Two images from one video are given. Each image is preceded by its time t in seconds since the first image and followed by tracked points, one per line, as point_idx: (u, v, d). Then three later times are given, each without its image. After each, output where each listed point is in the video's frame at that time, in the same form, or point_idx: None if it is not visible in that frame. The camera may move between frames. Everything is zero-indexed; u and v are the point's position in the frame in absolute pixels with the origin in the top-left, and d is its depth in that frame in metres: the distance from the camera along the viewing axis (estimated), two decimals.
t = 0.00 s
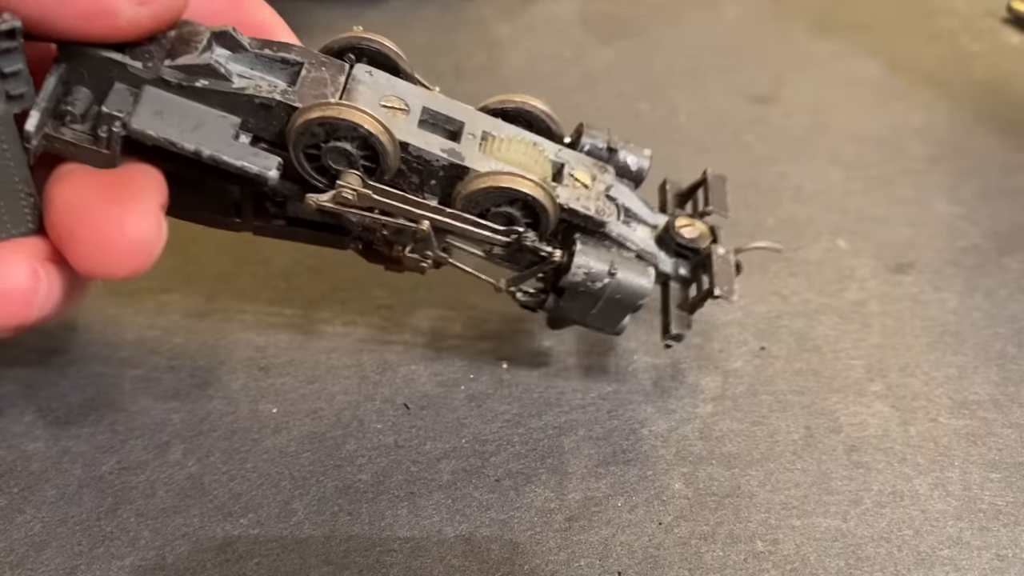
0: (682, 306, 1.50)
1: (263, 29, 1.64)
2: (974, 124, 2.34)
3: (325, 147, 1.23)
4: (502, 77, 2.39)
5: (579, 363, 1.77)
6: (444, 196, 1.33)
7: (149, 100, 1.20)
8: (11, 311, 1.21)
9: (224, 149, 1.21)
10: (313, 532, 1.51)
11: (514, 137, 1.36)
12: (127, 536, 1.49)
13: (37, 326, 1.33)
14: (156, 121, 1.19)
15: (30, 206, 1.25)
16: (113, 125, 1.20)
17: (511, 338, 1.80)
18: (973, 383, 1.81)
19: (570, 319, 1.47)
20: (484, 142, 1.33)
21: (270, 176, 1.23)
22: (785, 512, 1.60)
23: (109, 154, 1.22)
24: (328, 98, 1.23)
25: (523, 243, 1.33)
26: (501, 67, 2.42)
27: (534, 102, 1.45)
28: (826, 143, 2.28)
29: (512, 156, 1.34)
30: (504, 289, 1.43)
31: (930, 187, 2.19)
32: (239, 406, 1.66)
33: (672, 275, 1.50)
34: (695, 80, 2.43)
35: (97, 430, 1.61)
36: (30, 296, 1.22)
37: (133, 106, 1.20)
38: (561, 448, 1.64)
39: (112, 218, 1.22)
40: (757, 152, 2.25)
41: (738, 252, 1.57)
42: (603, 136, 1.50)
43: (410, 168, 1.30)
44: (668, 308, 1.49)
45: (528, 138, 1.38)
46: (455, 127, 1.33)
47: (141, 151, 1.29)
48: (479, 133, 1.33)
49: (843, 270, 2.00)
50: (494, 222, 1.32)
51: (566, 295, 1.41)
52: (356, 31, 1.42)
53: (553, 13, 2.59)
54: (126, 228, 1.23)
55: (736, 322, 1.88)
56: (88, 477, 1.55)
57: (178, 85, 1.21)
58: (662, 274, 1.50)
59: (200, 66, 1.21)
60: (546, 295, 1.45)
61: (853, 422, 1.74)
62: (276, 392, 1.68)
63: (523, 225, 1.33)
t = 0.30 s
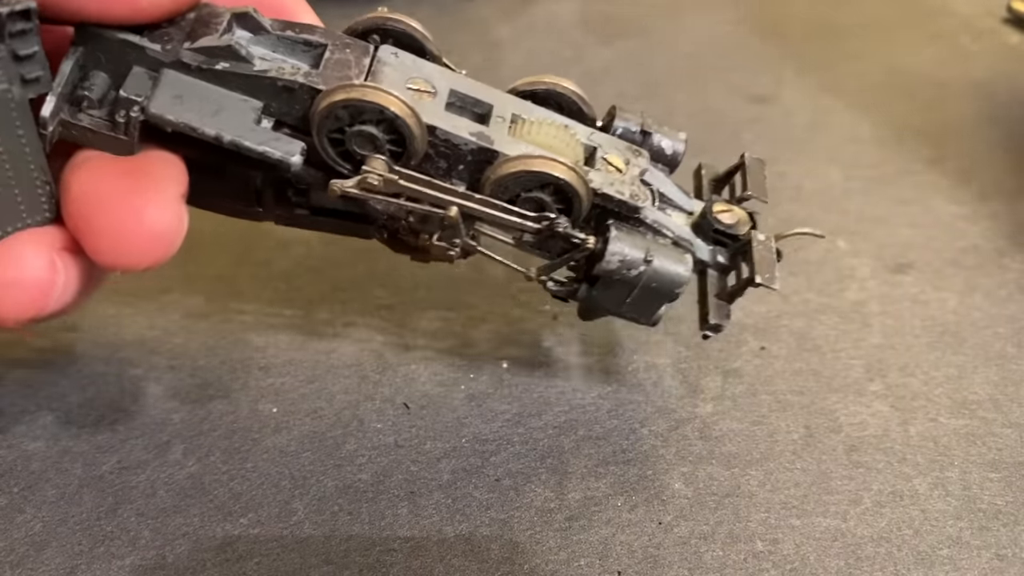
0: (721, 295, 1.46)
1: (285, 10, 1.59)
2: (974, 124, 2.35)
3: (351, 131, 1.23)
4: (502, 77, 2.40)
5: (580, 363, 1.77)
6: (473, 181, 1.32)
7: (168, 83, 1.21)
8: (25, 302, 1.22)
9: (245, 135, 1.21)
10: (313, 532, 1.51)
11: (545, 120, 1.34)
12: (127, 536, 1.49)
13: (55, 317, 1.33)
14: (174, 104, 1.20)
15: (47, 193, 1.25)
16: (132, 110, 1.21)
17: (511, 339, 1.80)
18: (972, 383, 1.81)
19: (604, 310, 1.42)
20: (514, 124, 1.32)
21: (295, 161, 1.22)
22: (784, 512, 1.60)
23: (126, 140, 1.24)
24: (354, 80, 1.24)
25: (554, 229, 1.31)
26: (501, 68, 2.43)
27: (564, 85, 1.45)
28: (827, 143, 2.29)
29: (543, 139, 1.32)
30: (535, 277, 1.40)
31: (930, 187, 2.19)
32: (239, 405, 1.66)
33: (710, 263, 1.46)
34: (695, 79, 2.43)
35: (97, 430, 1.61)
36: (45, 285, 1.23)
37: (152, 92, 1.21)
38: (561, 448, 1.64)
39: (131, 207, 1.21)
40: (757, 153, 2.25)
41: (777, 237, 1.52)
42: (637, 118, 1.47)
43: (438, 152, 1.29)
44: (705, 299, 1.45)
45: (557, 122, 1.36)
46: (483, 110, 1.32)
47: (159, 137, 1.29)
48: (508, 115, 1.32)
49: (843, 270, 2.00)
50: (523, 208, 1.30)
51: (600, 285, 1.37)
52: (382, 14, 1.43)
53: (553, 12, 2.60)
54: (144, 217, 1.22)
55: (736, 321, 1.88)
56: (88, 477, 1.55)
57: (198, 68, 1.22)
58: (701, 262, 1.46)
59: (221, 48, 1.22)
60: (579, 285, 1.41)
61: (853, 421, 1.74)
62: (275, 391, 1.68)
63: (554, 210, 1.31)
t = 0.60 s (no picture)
0: (653, 319, 1.47)
1: (232, 33, 1.67)
2: (972, 124, 2.35)
3: (288, 157, 1.21)
4: (501, 77, 2.40)
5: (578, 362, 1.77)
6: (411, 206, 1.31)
7: (110, 106, 1.19)
8: None
9: (187, 158, 1.20)
10: (312, 531, 1.51)
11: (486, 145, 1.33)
12: (127, 535, 1.49)
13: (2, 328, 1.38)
14: (116, 127, 1.18)
15: None
16: (74, 132, 1.19)
17: (511, 337, 1.80)
18: (972, 383, 1.81)
19: (540, 332, 1.46)
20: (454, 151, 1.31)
21: (237, 185, 1.22)
22: (784, 510, 1.60)
23: (70, 161, 1.22)
24: (293, 107, 1.21)
25: (489, 256, 1.32)
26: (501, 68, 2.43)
27: (506, 111, 1.44)
28: (825, 143, 2.29)
29: (482, 166, 1.32)
30: (471, 300, 1.42)
31: (929, 186, 2.19)
32: (238, 406, 1.66)
33: (644, 288, 1.48)
34: (694, 80, 2.44)
35: (97, 429, 1.61)
36: None
37: (94, 114, 1.19)
38: (560, 447, 1.65)
39: (72, 227, 1.25)
40: (756, 153, 2.25)
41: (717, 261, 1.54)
42: (578, 144, 1.47)
43: (377, 177, 1.27)
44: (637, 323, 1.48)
45: (497, 148, 1.36)
46: (424, 136, 1.30)
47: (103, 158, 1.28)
48: (449, 142, 1.31)
49: (842, 270, 2.01)
50: (460, 234, 1.30)
51: (534, 308, 1.40)
52: (327, 38, 1.41)
53: (553, 12, 2.60)
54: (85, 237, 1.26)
55: (735, 321, 1.88)
56: (88, 476, 1.56)
57: (141, 92, 1.19)
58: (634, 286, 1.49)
59: (163, 73, 1.19)
60: (514, 307, 1.44)
61: (852, 420, 1.74)
62: (275, 392, 1.69)
63: (490, 237, 1.31)
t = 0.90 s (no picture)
0: (665, 330, 1.48)
1: (246, 41, 1.67)
2: (972, 125, 2.35)
3: (303, 166, 1.22)
4: (501, 77, 2.41)
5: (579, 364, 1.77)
6: (425, 215, 1.32)
7: (124, 114, 1.20)
8: None
9: (201, 166, 1.21)
10: (313, 532, 1.51)
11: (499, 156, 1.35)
12: (127, 536, 1.49)
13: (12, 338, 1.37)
14: (130, 136, 1.19)
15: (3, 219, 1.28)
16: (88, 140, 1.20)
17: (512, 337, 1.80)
18: (972, 384, 1.81)
19: (552, 342, 1.47)
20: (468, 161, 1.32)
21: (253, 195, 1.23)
22: (784, 512, 1.60)
23: (84, 169, 1.24)
24: (308, 116, 1.22)
25: (503, 266, 1.32)
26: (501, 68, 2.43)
27: (520, 121, 1.45)
28: (826, 143, 2.29)
29: (496, 177, 1.33)
30: (484, 310, 1.42)
31: (930, 187, 2.19)
32: (239, 407, 1.66)
33: (656, 298, 1.49)
34: (695, 80, 2.44)
35: (97, 430, 1.61)
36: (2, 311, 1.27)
37: (108, 122, 1.20)
38: (561, 449, 1.65)
39: (86, 236, 1.25)
40: (757, 153, 2.25)
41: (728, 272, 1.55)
42: (590, 155, 1.49)
43: (391, 187, 1.28)
44: (650, 333, 1.48)
45: (511, 158, 1.37)
46: (438, 146, 1.31)
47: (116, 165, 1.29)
48: (463, 151, 1.32)
49: (843, 271, 2.01)
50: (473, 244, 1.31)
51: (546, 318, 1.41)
52: (339, 48, 1.42)
53: (552, 12, 2.60)
54: (97, 246, 1.25)
55: (736, 322, 1.88)
56: (88, 477, 1.56)
57: (155, 100, 1.20)
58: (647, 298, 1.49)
59: (177, 81, 1.20)
60: (528, 317, 1.45)
61: (852, 421, 1.74)
62: (275, 393, 1.69)
63: (504, 246, 1.32)
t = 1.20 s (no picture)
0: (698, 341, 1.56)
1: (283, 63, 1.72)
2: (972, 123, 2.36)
3: (344, 179, 1.29)
4: (500, 76, 2.42)
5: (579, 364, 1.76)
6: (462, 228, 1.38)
7: (170, 129, 1.25)
8: (26, 341, 1.25)
9: (245, 180, 1.25)
10: (313, 530, 1.51)
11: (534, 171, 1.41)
12: (127, 534, 1.49)
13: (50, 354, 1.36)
14: (176, 149, 1.24)
15: (49, 235, 1.29)
16: (135, 154, 1.24)
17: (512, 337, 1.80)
18: (972, 382, 1.81)
19: (587, 353, 1.54)
20: (503, 175, 1.38)
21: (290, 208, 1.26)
22: (784, 510, 1.60)
23: (130, 184, 1.27)
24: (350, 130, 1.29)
25: (539, 276, 1.38)
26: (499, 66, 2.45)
27: (551, 138, 1.52)
28: (825, 144, 2.29)
29: (530, 191, 1.39)
30: (520, 321, 1.50)
31: (930, 187, 2.19)
32: (239, 405, 1.67)
33: (688, 311, 1.57)
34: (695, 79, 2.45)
35: (96, 429, 1.61)
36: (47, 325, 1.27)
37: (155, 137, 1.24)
38: (560, 447, 1.65)
39: (133, 252, 1.26)
40: (757, 152, 2.26)
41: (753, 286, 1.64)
42: (619, 173, 1.57)
43: (428, 201, 1.35)
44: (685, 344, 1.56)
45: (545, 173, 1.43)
46: (473, 161, 1.37)
47: (160, 181, 1.34)
48: (498, 166, 1.38)
49: (843, 269, 2.01)
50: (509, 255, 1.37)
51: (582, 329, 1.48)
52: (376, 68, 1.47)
53: (552, 12, 2.62)
54: (144, 262, 1.26)
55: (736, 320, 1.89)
56: (88, 475, 1.56)
57: (201, 115, 1.26)
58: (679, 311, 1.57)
59: (223, 98, 1.26)
60: (562, 329, 1.52)
61: (852, 420, 1.74)
62: (275, 391, 1.69)
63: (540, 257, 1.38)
